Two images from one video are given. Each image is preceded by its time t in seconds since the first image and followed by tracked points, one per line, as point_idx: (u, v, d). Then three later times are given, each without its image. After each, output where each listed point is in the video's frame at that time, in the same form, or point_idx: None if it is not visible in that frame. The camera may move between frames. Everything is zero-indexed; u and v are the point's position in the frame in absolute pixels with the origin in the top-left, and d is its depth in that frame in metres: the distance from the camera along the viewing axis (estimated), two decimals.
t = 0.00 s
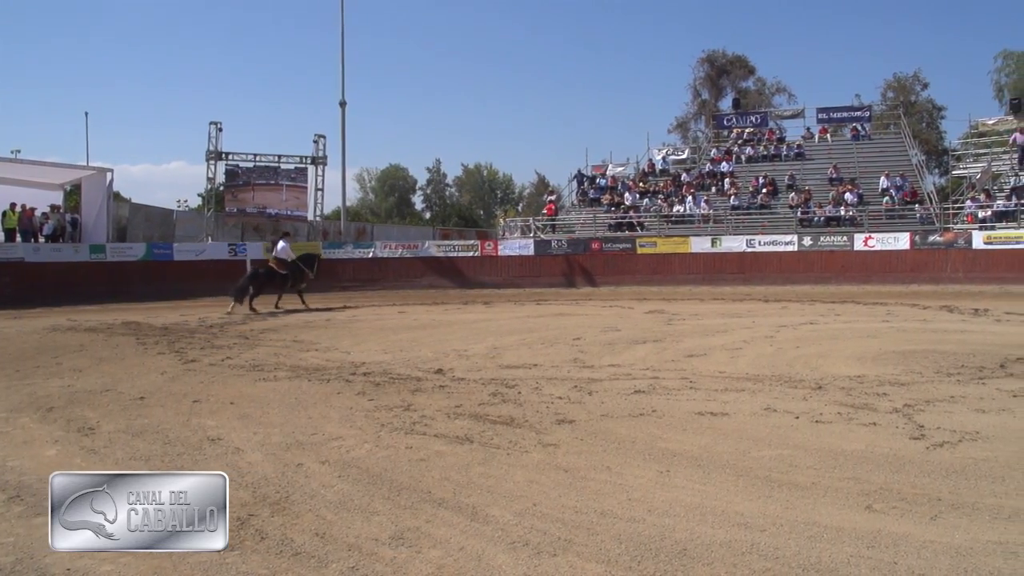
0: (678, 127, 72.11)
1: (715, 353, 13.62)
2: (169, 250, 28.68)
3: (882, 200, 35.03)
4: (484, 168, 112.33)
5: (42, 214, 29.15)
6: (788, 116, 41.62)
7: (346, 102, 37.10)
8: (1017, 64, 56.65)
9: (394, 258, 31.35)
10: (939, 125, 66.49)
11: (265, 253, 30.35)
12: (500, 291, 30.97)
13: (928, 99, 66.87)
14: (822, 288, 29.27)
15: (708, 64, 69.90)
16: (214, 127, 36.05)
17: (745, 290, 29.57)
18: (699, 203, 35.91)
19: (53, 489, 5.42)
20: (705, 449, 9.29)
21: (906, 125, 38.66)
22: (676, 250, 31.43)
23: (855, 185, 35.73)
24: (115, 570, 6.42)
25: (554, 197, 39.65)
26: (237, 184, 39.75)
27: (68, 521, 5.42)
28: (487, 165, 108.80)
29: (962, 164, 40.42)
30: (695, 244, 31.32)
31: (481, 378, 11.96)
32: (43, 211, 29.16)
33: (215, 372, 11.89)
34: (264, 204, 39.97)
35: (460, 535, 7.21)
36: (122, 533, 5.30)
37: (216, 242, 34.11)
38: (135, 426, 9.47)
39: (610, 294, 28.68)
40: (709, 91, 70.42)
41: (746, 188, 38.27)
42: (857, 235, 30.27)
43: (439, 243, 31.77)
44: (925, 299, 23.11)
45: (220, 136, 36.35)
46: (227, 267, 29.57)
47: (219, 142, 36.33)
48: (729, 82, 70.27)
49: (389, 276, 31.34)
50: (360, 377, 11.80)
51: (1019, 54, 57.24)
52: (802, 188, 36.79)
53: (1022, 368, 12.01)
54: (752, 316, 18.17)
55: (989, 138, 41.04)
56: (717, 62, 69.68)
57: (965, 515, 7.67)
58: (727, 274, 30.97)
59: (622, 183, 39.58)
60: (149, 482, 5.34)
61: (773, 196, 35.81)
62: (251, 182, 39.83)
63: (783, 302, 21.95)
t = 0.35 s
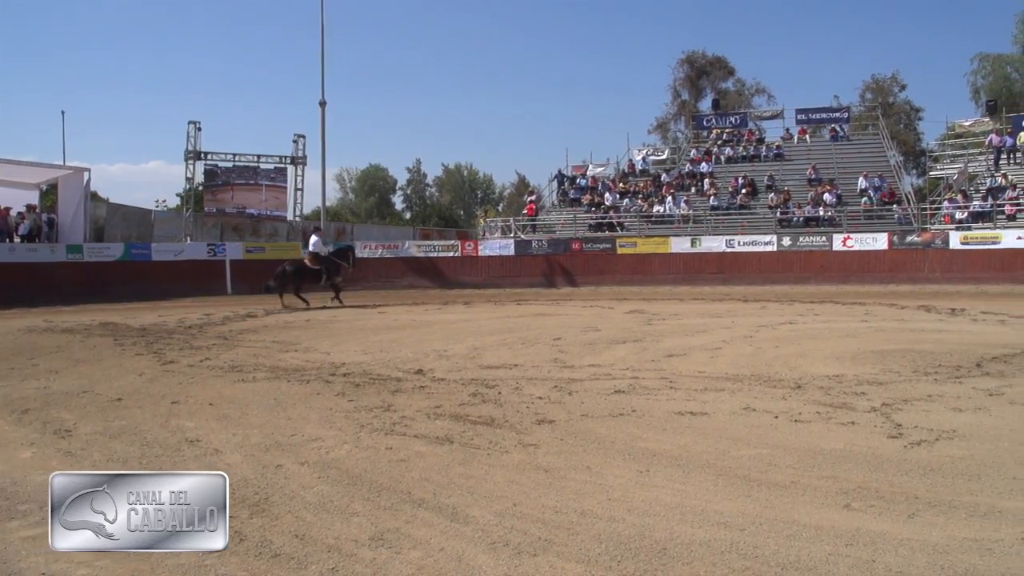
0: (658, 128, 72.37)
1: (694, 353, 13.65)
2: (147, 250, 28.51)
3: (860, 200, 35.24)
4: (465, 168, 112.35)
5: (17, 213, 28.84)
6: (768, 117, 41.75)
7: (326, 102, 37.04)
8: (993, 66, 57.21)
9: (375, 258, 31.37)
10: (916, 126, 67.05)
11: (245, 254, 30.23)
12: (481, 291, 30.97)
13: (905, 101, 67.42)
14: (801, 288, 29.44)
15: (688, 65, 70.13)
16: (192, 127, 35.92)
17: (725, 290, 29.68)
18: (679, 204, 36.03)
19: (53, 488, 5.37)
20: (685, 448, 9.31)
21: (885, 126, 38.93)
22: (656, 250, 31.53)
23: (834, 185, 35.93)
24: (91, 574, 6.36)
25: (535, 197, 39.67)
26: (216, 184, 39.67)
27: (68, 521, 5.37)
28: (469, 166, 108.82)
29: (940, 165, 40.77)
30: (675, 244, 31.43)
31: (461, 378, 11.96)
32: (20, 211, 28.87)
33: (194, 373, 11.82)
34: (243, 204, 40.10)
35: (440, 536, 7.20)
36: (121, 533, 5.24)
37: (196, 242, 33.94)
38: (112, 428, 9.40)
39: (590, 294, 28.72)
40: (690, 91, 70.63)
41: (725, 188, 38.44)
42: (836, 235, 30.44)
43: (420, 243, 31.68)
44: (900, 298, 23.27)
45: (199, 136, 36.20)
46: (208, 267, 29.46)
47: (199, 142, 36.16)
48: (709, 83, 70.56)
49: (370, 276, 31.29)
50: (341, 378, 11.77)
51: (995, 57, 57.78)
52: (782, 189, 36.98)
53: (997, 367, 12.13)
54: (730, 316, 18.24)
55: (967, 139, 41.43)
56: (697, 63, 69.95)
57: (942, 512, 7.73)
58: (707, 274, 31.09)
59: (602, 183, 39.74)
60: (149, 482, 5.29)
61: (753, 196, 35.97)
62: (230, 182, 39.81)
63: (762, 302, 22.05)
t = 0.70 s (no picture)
0: (640, 129, 72.61)
1: (675, 352, 13.70)
2: (127, 250, 28.33)
3: (841, 201, 35.44)
4: (448, 168, 112.38)
5: None
6: (749, 118, 41.85)
7: (306, 102, 36.97)
8: (971, 68, 57.72)
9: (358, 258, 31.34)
10: (896, 127, 67.55)
11: (226, 254, 30.02)
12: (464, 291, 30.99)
13: (886, 102, 67.90)
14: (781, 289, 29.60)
15: (670, 65, 70.34)
16: (171, 125, 35.84)
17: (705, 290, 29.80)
18: (660, 204, 36.16)
19: (53, 488, 5.34)
20: (666, 448, 9.35)
21: (865, 127, 39.16)
22: (638, 250, 31.64)
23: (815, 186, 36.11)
24: None
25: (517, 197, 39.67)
26: (197, 184, 39.43)
27: (67, 521, 5.34)
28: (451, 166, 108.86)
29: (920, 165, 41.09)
30: (657, 245, 31.54)
31: (443, 378, 11.96)
32: None
33: (176, 374, 11.75)
34: (224, 204, 39.81)
35: (422, 536, 7.20)
36: (121, 533, 5.23)
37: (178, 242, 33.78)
38: (92, 430, 9.34)
39: (573, 294, 28.78)
40: (671, 92, 70.82)
41: (707, 189, 38.58)
42: (816, 236, 30.61)
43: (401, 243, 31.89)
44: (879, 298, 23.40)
45: (179, 134, 36.11)
46: (191, 268, 29.36)
47: (178, 141, 36.06)
48: (691, 84, 70.80)
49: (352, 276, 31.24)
50: (323, 378, 11.75)
51: (973, 59, 58.28)
52: (762, 189, 37.18)
53: (975, 366, 12.24)
54: (711, 316, 18.31)
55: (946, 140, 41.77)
56: (679, 64, 70.24)
57: (921, 510, 7.78)
58: (689, 274, 31.20)
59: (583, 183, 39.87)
60: (149, 482, 5.29)
61: (733, 197, 36.16)
62: (211, 182, 39.59)
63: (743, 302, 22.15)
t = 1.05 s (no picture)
0: (625, 129, 72.78)
1: (660, 352, 13.72)
2: (110, 250, 28.41)
3: (825, 201, 35.60)
4: (433, 169, 112.41)
5: None
6: (733, 118, 41.97)
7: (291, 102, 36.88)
8: (954, 70, 58.15)
9: (343, 258, 31.32)
10: (880, 128, 67.97)
11: (210, 254, 29.99)
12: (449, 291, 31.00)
13: (869, 103, 68.20)
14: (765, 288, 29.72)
15: (655, 65, 70.49)
16: (155, 124, 35.75)
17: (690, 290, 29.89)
18: (646, 204, 36.28)
19: (53, 488, 5.27)
20: (651, 447, 9.36)
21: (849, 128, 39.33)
22: (623, 250, 31.72)
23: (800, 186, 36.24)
24: None
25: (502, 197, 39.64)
26: (181, 183, 39.16)
27: (66, 521, 5.27)
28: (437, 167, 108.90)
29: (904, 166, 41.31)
30: (642, 245, 31.63)
31: (429, 378, 11.95)
32: None
33: (159, 375, 11.68)
34: (209, 204, 39.46)
35: (407, 537, 7.18)
36: (121, 533, 5.16)
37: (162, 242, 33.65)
38: (74, 431, 9.27)
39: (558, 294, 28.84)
40: (657, 92, 70.99)
41: (692, 188, 38.69)
42: (801, 236, 30.76)
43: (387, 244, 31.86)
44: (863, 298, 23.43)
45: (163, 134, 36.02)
46: (176, 268, 29.30)
47: (162, 140, 35.95)
48: (676, 84, 71.00)
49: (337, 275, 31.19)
50: (307, 378, 11.72)
51: (955, 60, 58.67)
52: (747, 189, 37.34)
53: (959, 366, 12.30)
54: (696, 316, 18.34)
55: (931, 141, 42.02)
56: (664, 65, 70.38)
57: (905, 509, 7.81)
58: (674, 275, 31.31)
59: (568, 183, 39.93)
60: (149, 482, 5.22)
61: (719, 197, 36.30)
62: (196, 182, 39.33)
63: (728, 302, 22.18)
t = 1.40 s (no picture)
0: (607, 129, 72.94)
1: (643, 352, 13.74)
2: (89, 250, 28.37)
3: (807, 201, 35.78)
4: (416, 169, 112.46)
5: None
6: (716, 119, 42.09)
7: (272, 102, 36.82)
8: (934, 71, 58.77)
9: (326, 259, 31.31)
10: (860, 128, 68.51)
11: (191, 254, 29.95)
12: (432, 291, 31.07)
13: (850, 104, 68.63)
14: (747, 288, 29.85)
15: (638, 66, 70.72)
16: (135, 124, 35.55)
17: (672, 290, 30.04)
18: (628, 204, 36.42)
19: (52, 488, 5.24)
20: (633, 447, 9.38)
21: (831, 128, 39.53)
22: (605, 250, 31.84)
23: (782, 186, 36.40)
24: None
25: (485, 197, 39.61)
26: (162, 182, 39.01)
27: (66, 521, 5.27)
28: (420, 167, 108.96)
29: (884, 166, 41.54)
30: (625, 245, 31.75)
31: (411, 378, 11.94)
32: None
33: (140, 377, 11.59)
34: (190, 204, 39.54)
35: (390, 537, 7.16)
36: (121, 533, 5.16)
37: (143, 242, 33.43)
38: (53, 433, 9.19)
39: (541, 294, 28.87)
40: (639, 92, 71.24)
41: (675, 188, 38.79)
42: (783, 236, 30.94)
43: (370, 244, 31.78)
44: (846, 298, 23.33)
45: (143, 133, 35.79)
46: (158, 268, 29.23)
47: (142, 139, 35.73)
48: (658, 84, 71.23)
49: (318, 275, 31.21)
50: (289, 379, 11.67)
51: (935, 62, 59.20)
52: (730, 189, 37.52)
53: (939, 365, 12.40)
54: (679, 315, 18.39)
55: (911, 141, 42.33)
56: (647, 65, 70.58)
57: (885, 507, 7.87)
58: (657, 275, 31.44)
59: (551, 183, 39.97)
60: (149, 482, 5.21)
61: (701, 197, 36.48)
62: (177, 181, 39.26)
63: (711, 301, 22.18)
